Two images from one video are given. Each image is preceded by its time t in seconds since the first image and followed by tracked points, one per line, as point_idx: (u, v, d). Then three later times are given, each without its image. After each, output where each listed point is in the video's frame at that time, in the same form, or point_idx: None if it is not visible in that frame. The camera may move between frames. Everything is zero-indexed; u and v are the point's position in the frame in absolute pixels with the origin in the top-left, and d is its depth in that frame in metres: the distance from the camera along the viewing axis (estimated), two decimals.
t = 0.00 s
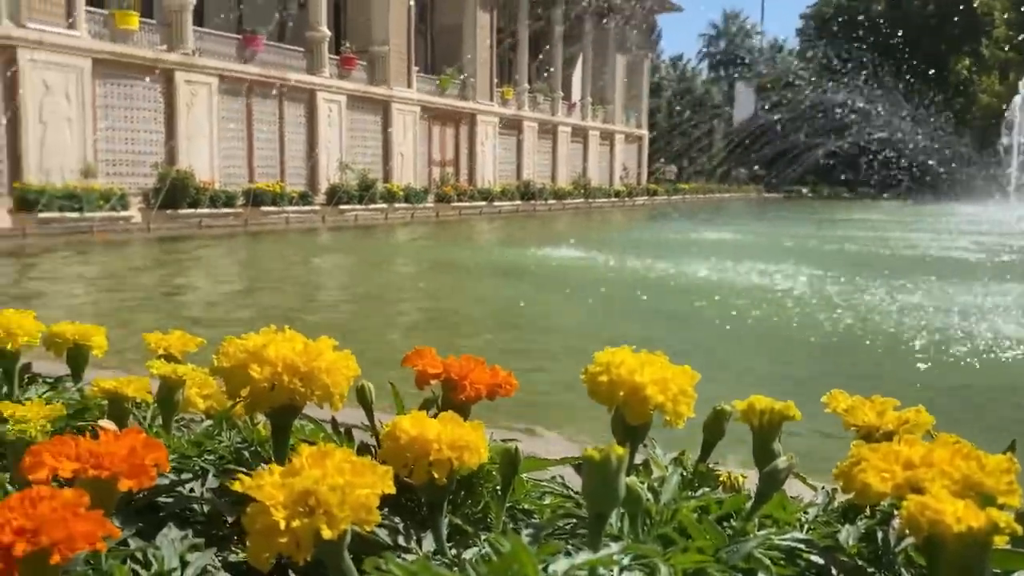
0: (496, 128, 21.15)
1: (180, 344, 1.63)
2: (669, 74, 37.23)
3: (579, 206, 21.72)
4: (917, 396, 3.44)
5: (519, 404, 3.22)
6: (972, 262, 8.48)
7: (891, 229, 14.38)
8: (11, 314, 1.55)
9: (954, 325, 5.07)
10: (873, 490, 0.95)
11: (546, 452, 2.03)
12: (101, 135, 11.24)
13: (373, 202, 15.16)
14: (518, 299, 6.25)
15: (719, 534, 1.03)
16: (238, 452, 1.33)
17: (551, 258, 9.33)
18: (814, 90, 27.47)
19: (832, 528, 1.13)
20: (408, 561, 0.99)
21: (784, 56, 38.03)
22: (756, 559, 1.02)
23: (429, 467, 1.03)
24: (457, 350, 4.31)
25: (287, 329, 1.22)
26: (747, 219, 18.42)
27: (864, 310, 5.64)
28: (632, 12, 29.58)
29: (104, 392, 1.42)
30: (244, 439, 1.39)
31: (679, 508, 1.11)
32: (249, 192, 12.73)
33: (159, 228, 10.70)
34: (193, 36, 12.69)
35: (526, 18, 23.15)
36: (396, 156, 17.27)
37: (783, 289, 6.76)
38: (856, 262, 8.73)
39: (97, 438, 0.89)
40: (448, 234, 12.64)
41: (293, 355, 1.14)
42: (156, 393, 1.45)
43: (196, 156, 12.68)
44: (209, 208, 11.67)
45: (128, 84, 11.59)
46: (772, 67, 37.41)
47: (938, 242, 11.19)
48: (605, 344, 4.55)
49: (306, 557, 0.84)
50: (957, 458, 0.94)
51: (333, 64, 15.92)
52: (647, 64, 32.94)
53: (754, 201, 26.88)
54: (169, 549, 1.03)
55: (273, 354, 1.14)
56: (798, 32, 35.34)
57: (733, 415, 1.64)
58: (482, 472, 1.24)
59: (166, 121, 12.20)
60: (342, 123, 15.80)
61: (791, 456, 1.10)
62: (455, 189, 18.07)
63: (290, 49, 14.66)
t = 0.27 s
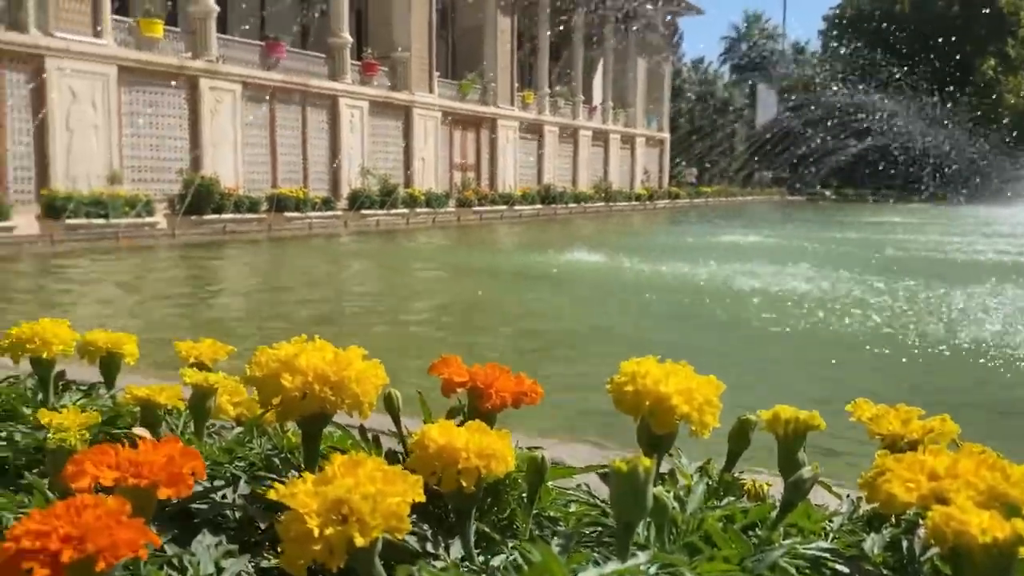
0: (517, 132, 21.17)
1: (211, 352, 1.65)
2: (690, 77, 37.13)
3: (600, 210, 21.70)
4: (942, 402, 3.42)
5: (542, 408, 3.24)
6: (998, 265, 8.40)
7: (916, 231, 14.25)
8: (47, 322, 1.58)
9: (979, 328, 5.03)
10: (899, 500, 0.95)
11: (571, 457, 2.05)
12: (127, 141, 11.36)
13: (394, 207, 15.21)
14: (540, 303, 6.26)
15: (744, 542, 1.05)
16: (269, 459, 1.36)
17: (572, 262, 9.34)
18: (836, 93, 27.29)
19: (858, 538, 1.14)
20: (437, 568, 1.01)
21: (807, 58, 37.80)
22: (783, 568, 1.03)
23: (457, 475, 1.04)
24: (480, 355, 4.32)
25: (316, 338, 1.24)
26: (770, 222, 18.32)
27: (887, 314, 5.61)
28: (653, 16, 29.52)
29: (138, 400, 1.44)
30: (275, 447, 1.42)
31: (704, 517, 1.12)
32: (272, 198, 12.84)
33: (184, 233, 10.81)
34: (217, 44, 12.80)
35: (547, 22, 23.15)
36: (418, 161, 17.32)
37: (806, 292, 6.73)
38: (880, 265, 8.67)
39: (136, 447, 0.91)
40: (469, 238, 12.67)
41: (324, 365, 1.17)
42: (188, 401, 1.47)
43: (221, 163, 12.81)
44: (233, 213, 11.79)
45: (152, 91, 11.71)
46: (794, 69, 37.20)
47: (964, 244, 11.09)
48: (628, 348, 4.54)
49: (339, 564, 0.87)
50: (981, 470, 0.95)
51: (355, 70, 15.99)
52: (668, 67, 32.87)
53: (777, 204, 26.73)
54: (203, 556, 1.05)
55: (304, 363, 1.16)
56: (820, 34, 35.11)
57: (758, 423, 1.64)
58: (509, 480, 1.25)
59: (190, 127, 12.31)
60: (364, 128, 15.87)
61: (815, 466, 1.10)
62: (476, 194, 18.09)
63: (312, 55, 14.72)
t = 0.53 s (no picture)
0: (539, 138, 21.20)
1: (239, 364, 1.69)
2: (713, 82, 37.02)
3: (622, 216, 21.67)
4: (966, 410, 3.41)
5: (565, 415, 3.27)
6: None
7: (942, 236, 14.13)
8: (82, 334, 1.62)
9: (1005, 335, 5.00)
10: (916, 516, 0.97)
11: (595, 469, 2.07)
12: (153, 150, 11.52)
13: (417, 214, 15.29)
14: (563, 309, 6.28)
15: (763, 558, 1.06)
16: (297, 470, 1.39)
17: (594, 269, 9.35)
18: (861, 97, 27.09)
19: (877, 552, 1.15)
20: None
21: (831, 61, 37.57)
22: None
23: (481, 489, 1.07)
24: (503, 361, 4.35)
25: (343, 352, 1.27)
26: (793, 227, 18.22)
27: (912, 320, 5.58)
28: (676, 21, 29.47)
29: (170, 412, 1.48)
30: (303, 457, 1.45)
31: (724, 532, 1.14)
32: (297, 205, 12.94)
33: (211, 241, 10.93)
34: (242, 53, 12.92)
35: (569, 28, 23.16)
36: (440, 167, 17.41)
37: (830, 299, 6.71)
38: (905, 271, 8.61)
39: (172, 461, 0.95)
40: (491, 245, 12.70)
41: (351, 379, 1.19)
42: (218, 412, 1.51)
43: (246, 171, 12.93)
44: (258, 221, 11.90)
45: (178, 100, 11.85)
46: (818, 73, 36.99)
47: (990, 249, 10.98)
48: (651, 354, 4.55)
49: None
50: (998, 487, 0.97)
51: (379, 78, 16.07)
52: (691, 72, 32.78)
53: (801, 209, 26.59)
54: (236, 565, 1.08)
55: (331, 379, 1.19)
56: (844, 38, 34.89)
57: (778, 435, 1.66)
58: (531, 492, 1.28)
59: (216, 135, 12.44)
60: (387, 135, 15.96)
61: (834, 481, 1.12)
62: (498, 200, 18.13)
63: (336, 64, 14.83)
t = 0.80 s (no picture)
0: (562, 146, 21.22)
1: (267, 379, 1.73)
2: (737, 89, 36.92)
3: (646, 224, 21.62)
4: (989, 420, 3.39)
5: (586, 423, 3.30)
6: None
7: (968, 243, 13.99)
8: (114, 350, 1.67)
9: None
10: (928, 537, 0.99)
11: (616, 482, 2.10)
12: (181, 161, 11.67)
13: (441, 223, 15.35)
14: (586, 318, 6.29)
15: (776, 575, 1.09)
16: (323, 485, 1.43)
17: (618, 277, 9.36)
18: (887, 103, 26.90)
19: (892, 570, 1.17)
20: None
21: (856, 67, 37.32)
22: None
23: (502, 507, 1.10)
24: (526, 371, 4.38)
25: (367, 371, 1.30)
26: (819, 234, 18.10)
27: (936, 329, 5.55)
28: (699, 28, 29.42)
29: (199, 426, 1.51)
30: (329, 472, 1.49)
31: (738, 551, 1.16)
32: (323, 215, 13.06)
33: (237, 251, 11.07)
34: (268, 65, 13.07)
35: (592, 37, 23.18)
36: (463, 176, 17.50)
37: (854, 307, 6.68)
38: (930, 279, 8.55)
39: (204, 480, 0.98)
40: (514, 253, 12.74)
41: (376, 398, 1.22)
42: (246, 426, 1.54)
43: (272, 181, 13.06)
44: (285, 231, 12.01)
45: (205, 112, 12.00)
46: (844, 80, 36.75)
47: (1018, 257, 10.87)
48: (673, 363, 4.56)
49: None
50: (1011, 508, 0.99)
51: (402, 88, 16.13)
52: (715, 79, 32.70)
53: (826, 216, 26.44)
54: None
55: (356, 396, 1.23)
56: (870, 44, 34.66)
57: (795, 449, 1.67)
58: (552, 507, 1.31)
59: (243, 145, 12.58)
60: (411, 145, 16.05)
61: (846, 501, 1.13)
62: (522, 208, 18.15)
63: (361, 75, 14.93)
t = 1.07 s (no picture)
0: (586, 155, 21.24)
1: (298, 390, 1.76)
2: (762, 96, 36.74)
3: (671, 232, 21.57)
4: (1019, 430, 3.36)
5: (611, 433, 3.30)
6: None
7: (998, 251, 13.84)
8: (149, 362, 1.70)
9: None
10: (954, 550, 0.99)
11: (643, 492, 2.11)
12: (210, 173, 11.82)
13: (465, 233, 15.42)
14: (611, 328, 6.30)
15: None
16: (353, 494, 1.46)
17: (644, 286, 9.35)
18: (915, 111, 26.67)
19: None
20: None
21: (883, 74, 37.04)
22: None
23: (530, 517, 1.11)
24: (551, 380, 4.39)
25: (397, 382, 1.32)
26: (846, 242, 17.96)
27: (966, 338, 5.49)
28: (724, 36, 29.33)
29: (231, 437, 1.54)
30: (358, 482, 1.51)
31: (765, 563, 1.16)
32: (349, 225, 13.13)
33: (265, 262, 11.19)
34: (295, 77, 13.20)
35: (616, 46, 23.18)
36: (488, 186, 17.57)
37: (882, 316, 6.63)
38: (959, 287, 8.46)
39: (240, 489, 1.00)
40: (538, 263, 12.76)
41: (405, 410, 1.24)
42: (277, 436, 1.56)
43: (299, 191, 13.17)
44: (312, 241, 12.11)
45: (234, 124, 12.14)
46: (870, 87, 36.49)
47: None
48: (699, 372, 4.56)
49: None
50: None
51: (427, 99, 16.23)
52: (740, 87, 32.58)
53: (852, 224, 26.26)
54: None
55: (386, 408, 1.25)
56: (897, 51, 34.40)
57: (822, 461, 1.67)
58: (579, 518, 1.32)
59: (270, 157, 12.70)
60: (436, 155, 16.13)
61: (873, 513, 1.14)
62: (546, 218, 18.18)
63: (386, 86, 15.02)
